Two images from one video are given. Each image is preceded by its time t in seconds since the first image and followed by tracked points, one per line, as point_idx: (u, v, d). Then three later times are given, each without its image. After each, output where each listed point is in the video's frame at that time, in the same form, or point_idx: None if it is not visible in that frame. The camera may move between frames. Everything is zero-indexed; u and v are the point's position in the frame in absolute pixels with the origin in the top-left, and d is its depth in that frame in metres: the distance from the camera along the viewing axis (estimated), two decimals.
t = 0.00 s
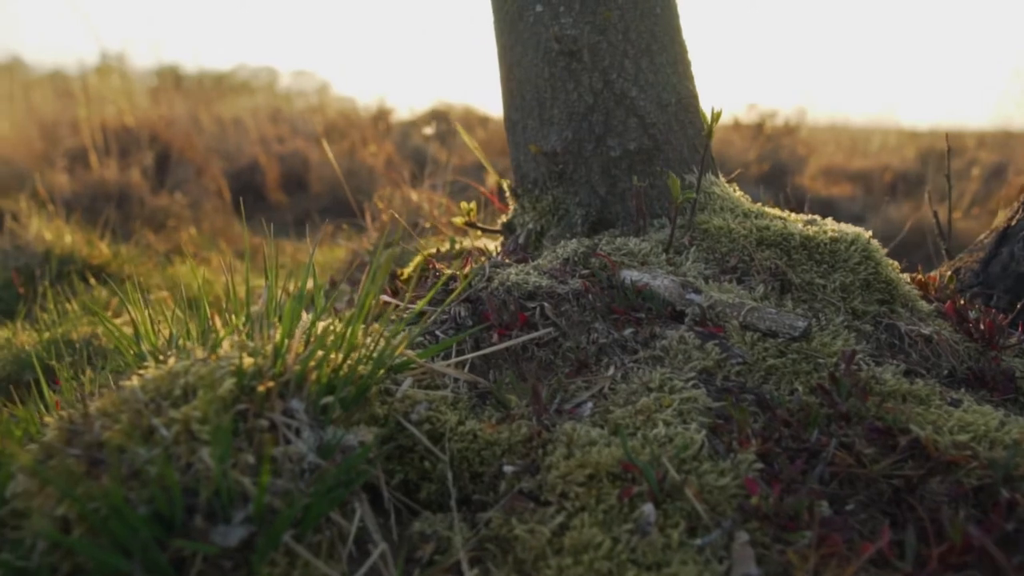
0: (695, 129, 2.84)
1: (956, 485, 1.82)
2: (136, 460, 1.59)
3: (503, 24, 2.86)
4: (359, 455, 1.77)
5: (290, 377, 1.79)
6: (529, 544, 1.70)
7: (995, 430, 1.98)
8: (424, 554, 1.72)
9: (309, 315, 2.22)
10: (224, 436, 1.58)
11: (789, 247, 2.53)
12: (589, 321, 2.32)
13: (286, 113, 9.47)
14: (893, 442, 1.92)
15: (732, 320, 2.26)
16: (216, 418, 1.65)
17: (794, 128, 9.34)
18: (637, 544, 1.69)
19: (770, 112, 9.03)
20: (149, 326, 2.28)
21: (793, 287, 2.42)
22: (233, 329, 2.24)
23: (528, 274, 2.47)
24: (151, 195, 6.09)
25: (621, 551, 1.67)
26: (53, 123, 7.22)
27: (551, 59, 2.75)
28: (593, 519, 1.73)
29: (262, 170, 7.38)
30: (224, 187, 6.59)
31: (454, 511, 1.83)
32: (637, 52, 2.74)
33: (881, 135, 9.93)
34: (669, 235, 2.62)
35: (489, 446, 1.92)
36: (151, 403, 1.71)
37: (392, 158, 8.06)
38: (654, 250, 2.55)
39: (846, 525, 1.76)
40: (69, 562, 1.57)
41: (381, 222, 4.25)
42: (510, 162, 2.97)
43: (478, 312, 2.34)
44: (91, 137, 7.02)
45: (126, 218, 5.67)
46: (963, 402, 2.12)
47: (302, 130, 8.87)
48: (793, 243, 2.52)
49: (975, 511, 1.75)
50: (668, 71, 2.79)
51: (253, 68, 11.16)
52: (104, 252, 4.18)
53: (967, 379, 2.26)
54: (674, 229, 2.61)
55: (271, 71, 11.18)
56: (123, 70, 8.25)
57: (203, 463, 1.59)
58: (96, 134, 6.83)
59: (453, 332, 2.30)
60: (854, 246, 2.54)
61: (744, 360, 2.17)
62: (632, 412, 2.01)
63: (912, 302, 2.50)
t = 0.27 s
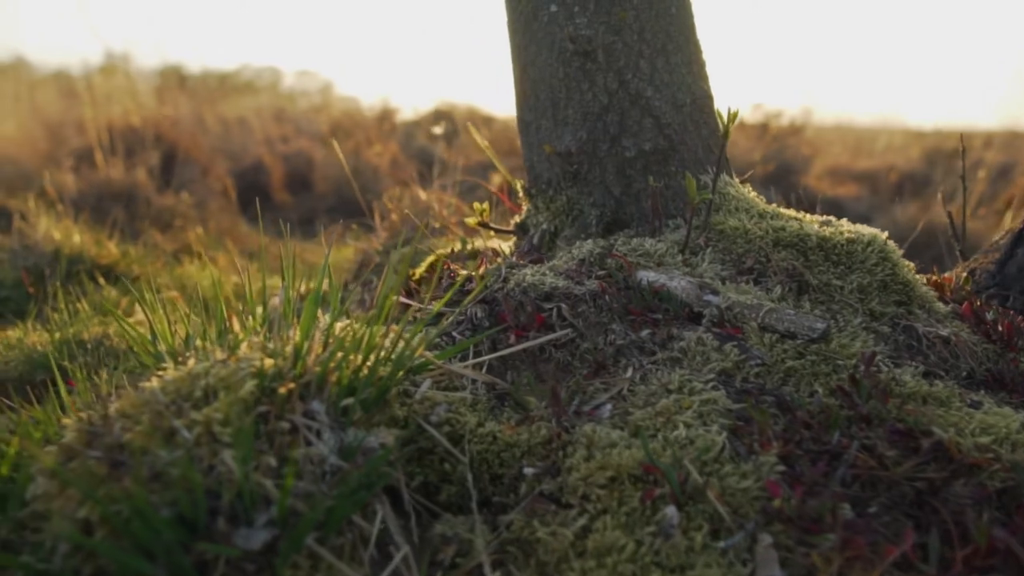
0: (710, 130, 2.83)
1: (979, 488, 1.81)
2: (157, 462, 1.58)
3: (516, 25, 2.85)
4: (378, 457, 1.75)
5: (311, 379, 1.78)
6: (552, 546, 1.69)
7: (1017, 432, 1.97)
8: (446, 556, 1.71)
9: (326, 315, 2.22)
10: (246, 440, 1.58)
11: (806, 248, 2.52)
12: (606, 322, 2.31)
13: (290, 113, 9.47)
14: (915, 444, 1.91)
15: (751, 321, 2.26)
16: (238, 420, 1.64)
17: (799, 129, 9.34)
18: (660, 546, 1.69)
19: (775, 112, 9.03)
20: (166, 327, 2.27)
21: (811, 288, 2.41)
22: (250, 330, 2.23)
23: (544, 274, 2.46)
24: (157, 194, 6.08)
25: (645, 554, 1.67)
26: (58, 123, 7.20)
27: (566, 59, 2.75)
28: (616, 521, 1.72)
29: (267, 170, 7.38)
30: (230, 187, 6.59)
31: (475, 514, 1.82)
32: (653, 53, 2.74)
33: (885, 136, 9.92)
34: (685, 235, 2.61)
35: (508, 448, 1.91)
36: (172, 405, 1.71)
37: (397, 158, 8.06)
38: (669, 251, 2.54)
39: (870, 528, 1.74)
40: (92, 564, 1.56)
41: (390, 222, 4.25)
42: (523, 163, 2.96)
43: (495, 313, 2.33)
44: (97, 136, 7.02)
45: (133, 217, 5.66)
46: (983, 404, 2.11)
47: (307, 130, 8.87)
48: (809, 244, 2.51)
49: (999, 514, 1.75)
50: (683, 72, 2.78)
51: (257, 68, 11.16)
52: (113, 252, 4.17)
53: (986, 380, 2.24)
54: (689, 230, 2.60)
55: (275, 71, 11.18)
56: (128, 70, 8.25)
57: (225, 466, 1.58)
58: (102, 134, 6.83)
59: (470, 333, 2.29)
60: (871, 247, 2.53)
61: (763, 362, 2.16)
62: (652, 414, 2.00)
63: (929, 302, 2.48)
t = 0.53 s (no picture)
0: (725, 130, 2.82)
1: (1004, 490, 1.80)
2: (179, 463, 1.56)
3: (531, 24, 2.84)
4: (401, 459, 1.74)
5: (331, 380, 1.77)
6: (575, 549, 1.67)
7: None
8: (468, 558, 1.70)
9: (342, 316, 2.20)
10: (268, 444, 1.54)
11: (823, 248, 2.51)
12: (624, 323, 2.30)
13: (294, 113, 9.45)
14: (938, 446, 1.90)
15: (769, 322, 2.25)
16: (260, 421, 1.62)
17: (803, 129, 9.32)
18: (685, 549, 1.67)
19: (780, 112, 9.02)
20: (182, 328, 2.26)
21: (828, 289, 2.40)
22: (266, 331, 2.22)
23: (561, 275, 2.45)
24: (163, 194, 6.07)
25: (669, 557, 1.65)
26: (63, 123, 7.15)
27: (580, 59, 2.74)
28: (639, 524, 1.71)
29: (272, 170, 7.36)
30: (236, 187, 6.57)
31: (496, 516, 1.81)
32: (668, 52, 2.72)
33: (890, 136, 9.90)
34: (700, 236, 2.60)
35: (529, 450, 1.90)
36: (192, 406, 1.68)
37: (402, 158, 8.04)
38: (686, 252, 2.53)
39: (894, 530, 1.74)
40: (113, 566, 1.54)
41: (398, 223, 4.23)
42: (537, 162, 2.95)
43: (512, 313, 2.32)
44: (102, 136, 7.00)
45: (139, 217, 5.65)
46: (1004, 406, 2.10)
47: (311, 130, 8.86)
48: (826, 245, 2.50)
49: None
50: (698, 71, 2.77)
51: (259, 68, 11.15)
52: (121, 252, 4.16)
53: (1007, 382, 2.22)
54: (705, 230, 2.59)
55: (278, 71, 11.17)
56: (132, 70, 8.23)
57: (248, 467, 1.57)
58: (107, 134, 6.81)
59: (487, 334, 2.28)
60: (888, 247, 2.52)
61: (782, 363, 2.15)
62: (672, 415, 1.99)
63: (947, 303, 2.46)
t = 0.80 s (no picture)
0: (739, 129, 2.80)
1: None
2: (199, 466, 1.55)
3: (544, 23, 2.83)
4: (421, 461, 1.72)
5: (351, 382, 1.75)
6: (598, 552, 1.67)
7: None
8: (490, 562, 1.68)
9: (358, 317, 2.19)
10: (291, 447, 1.52)
11: (840, 249, 2.49)
12: (641, 324, 2.28)
13: (297, 113, 9.44)
14: (960, 448, 1.88)
15: (788, 323, 2.23)
16: (281, 424, 1.61)
17: (807, 129, 9.31)
18: (709, 552, 1.66)
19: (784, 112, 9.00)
20: (196, 329, 2.24)
21: (846, 289, 2.39)
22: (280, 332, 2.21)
23: (576, 275, 2.43)
24: (167, 194, 6.05)
25: (694, 560, 1.64)
26: (67, 123, 7.12)
27: (594, 58, 2.72)
28: (663, 527, 1.70)
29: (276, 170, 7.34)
30: (240, 187, 6.55)
31: (517, 519, 1.80)
32: (683, 52, 2.71)
33: (893, 136, 9.89)
34: (716, 236, 2.59)
35: (548, 452, 1.88)
36: (212, 408, 1.68)
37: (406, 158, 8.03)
38: (701, 252, 2.52)
39: (919, 533, 1.72)
40: (133, 570, 1.53)
41: (406, 223, 4.21)
42: (549, 162, 2.94)
43: (528, 314, 2.31)
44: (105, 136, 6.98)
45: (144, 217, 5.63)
46: None
47: (314, 130, 8.85)
48: (843, 245, 2.48)
49: None
50: (712, 71, 2.76)
51: (262, 68, 11.13)
52: (128, 252, 4.14)
53: None
54: (720, 230, 2.57)
55: (280, 71, 11.15)
56: (136, 70, 8.21)
57: (269, 470, 1.55)
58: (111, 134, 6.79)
59: (503, 335, 2.27)
60: (905, 248, 2.50)
61: (801, 364, 2.13)
62: (692, 417, 1.97)
63: (965, 305, 2.44)
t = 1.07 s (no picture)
0: (753, 130, 2.79)
1: None
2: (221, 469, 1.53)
3: (557, 23, 2.82)
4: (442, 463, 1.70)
5: (371, 384, 1.74)
6: (623, 555, 1.65)
7: None
8: (513, 566, 1.67)
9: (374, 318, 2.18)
10: (313, 449, 1.50)
11: (857, 249, 2.48)
12: (658, 325, 2.27)
13: (300, 113, 9.42)
14: (984, 450, 1.86)
15: (806, 324, 2.22)
16: (303, 427, 1.59)
17: (810, 129, 9.30)
18: (734, 556, 1.65)
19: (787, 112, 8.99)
20: (211, 330, 2.22)
21: (863, 291, 2.38)
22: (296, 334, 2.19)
23: (592, 277, 2.42)
24: (173, 195, 6.03)
25: (719, 564, 1.63)
26: (71, 123, 7.10)
27: (608, 58, 2.71)
28: (687, 530, 1.69)
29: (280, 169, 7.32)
30: (245, 187, 6.54)
31: (539, 521, 1.78)
32: (697, 52, 2.70)
33: (897, 136, 9.88)
34: (731, 236, 2.57)
35: (569, 454, 1.86)
36: (232, 411, 1.66)
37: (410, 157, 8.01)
38: (717, 253, 2.51)
39: (945, 536, 1.70)
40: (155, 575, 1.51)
41: (414, 223, 4.20)
42: (562, 162, 2.92)
43: (545, 316, 2.29)
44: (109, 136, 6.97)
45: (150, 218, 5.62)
46: None
47: (317, 130, 8.83)
48: (860, 246, 2.47)
49: None
50: (727, 71, 2.75)
51: (265, 68, 11.12)
52: (136, 252, 4.13)
53: None
54: (736, 231, 2.56)
55: (283, 71, 11.14)
56: (139, 70, 8.21)
57: (292, 473, 1.53)
58: (115, 134, 6.78)
59: (520, 336, 2.25)
60: (922, 248, 2.49)
61: (821, 365, 2.12)
62: (713, 419, 1.96)
63: (983, 306, 2.42)
